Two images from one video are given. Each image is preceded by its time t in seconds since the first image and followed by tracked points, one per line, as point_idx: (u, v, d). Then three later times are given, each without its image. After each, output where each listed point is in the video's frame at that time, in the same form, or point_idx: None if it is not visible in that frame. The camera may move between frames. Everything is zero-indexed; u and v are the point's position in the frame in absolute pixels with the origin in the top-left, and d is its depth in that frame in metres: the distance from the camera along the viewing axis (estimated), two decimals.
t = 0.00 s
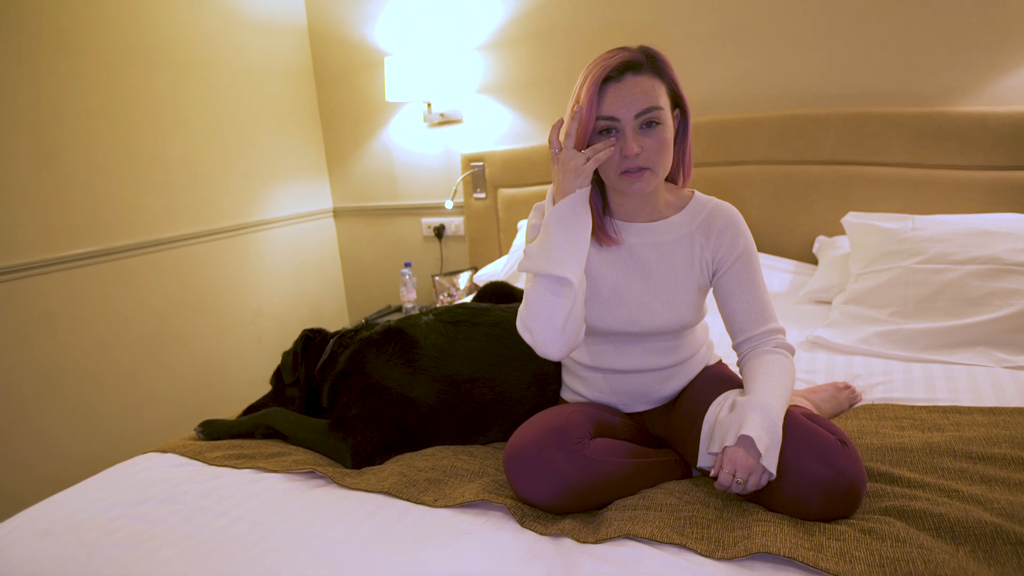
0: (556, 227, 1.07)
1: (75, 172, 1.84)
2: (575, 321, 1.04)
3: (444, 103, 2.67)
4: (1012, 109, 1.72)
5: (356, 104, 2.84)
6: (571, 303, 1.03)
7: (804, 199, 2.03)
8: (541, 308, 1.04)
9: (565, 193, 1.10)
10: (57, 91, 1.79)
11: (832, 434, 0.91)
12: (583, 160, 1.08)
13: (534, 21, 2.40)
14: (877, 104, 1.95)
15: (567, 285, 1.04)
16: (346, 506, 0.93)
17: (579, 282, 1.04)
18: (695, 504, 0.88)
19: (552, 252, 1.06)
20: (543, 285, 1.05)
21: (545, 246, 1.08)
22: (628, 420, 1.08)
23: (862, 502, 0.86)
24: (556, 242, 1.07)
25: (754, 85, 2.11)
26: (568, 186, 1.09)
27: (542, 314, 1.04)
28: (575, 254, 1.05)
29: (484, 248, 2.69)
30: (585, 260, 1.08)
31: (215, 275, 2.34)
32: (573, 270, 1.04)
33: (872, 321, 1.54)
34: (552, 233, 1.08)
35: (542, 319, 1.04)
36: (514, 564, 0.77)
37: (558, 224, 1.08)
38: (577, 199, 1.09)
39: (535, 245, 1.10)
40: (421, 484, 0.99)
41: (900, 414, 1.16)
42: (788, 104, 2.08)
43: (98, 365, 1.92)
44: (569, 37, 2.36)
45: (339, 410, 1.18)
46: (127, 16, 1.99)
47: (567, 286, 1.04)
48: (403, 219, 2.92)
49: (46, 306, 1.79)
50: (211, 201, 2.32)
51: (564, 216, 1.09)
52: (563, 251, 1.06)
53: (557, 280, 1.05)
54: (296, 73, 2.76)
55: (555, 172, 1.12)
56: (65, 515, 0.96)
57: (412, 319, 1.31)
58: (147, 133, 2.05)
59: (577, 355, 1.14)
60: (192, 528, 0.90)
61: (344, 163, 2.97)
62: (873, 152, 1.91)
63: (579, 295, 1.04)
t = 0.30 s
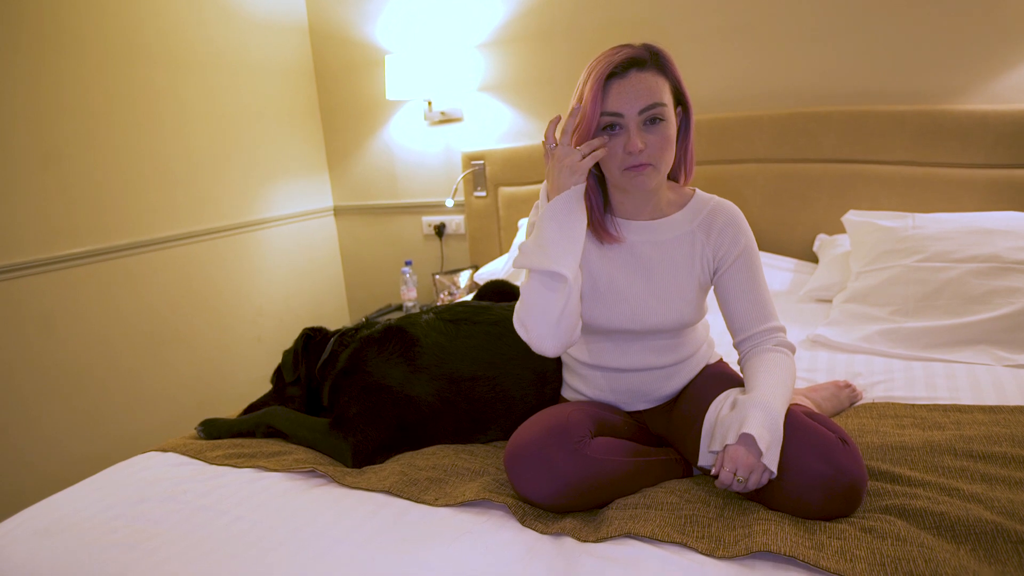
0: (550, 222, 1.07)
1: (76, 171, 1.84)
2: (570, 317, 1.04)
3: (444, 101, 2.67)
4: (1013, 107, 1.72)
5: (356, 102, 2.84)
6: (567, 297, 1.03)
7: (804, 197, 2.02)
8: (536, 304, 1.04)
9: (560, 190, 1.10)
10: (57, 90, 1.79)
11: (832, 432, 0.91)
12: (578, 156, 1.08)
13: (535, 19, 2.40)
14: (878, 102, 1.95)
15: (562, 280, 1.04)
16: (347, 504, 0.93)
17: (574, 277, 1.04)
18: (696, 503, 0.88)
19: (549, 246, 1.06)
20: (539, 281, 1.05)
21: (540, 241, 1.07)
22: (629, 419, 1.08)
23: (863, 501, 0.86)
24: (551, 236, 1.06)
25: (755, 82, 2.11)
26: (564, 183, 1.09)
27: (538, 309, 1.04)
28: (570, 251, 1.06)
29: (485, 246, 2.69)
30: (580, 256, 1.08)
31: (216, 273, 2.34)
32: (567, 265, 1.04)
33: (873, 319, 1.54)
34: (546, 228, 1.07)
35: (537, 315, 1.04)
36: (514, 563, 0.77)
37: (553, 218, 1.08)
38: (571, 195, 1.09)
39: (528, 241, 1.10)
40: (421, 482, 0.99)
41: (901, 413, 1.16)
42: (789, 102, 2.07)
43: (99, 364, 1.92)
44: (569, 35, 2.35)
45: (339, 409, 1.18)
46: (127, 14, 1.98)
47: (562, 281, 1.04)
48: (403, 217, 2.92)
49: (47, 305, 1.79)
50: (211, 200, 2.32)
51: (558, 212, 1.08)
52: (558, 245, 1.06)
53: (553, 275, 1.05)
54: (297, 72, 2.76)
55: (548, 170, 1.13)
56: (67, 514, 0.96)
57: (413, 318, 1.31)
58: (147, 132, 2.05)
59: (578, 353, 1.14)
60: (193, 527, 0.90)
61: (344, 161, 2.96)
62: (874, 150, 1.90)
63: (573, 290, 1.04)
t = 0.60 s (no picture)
0: (537, 215, 1.09)
1: (76, 172, 1.84)
2: (558, 308, 1.05)
3: (444, 101, 2.67)
4: (1013, 106, 1.72)
5: (356, 102, 2.84)
6: (554, 288, 1.05)
7: (805, 197, 2.02)
8: (524, 295, 1.06)
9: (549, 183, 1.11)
10: (56, 89, 1.79)
11: (833, 432, 0.91)
12: (570, 150, 1.10)
13: (535, 19, 2.40)
14: (878, 102, 1.95)
15: (549, 270, 1.05)
16: (348, 504, 0.94)
17: (560, 266, 1.05)
18: (697, 502, 0.88)
19: (537, 238, 1.07)
20: (528, 273, 1.07)
21: (529, 234, 1.09)
22: (630, 418, 1.08)
23: (863, 500, 0.86)
24: (540, 229, 1.08)
25: (756, 82, 2.10)
26: (554, 176, 1.11)
27: (526, 300, 1.05)
28: (559, 244, 1.07)
29: (485, 245, 2.69)
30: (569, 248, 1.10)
31: (216, 273, 2.35)
32: (553, 254, 1.05)
33: (873, 318, 1.54)
34: (534, 221, 1.09)
35: (525, 306, 1.05)
36: (515, 563, 0.77)
37: (543, 212, 1.09)
38: (562, 188, 1.11)
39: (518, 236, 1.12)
40: (422, 482, 0.99)
41: (901, 412, 1.16)
42: (789, 101, 2.07)
43: (100, 364, 1.92)
44: (570, 34, 2.35)
45: (340, 409, 1.18)
46: (127, 15, 1.99)
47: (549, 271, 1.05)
48: (403, 217, 2.92)
49: (48, 304, 1.79)
50: (211, 200, 2.32)
51: (547, 205, 1.10)
52: (546, 237, 1.07)
53: (541, 266, 1.06)
54: (297, 72, 2.76)
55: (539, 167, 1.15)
56: (67, 514, 0.96)
57: (414, 318, 1.32)
58: (146, 133, 2.05)
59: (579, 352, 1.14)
60: (194, 527, 0.91)
61: (345, 161, 2.97)
62: (874, 149, 1.90)
63: (561, 279, 1.05)
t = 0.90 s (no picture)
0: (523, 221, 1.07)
1: (77, 172, 1.84)
2: (556, 307, 1.03)
3: (444, 101, 2.67)
4: (1013, 106, 1.72)
5: (357, 102, 2.84)
6: (546, 290, 1.03)
7: (805, 197, 2.02)
8: (522, 301, 1.05)
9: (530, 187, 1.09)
10: (57, 89, 1.79)
11: (833, 430, 0.91)
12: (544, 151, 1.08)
13: (535, 20, 2.40)
14: (878, 102, 1.95)
15: (541, 272, 1.04)
16: (347, 504, 0.94)
17: (551, 268, 1.03)
18: (696, 502, 0.88)
19: (525, 242, 1.06)
20: (524, 278, 1.06)
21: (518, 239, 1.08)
22: (630, 418, 1.08)
23: (863, 499, 0.86)
24: (527, 233, 1.06)
25: (756, 82, 2.11)
26: (532, 178, 1.08)
27: (524, 305, 1.05)
28: (547, 245, 1.05)
29: (485, 245, 2.69)
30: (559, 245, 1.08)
31: (216, 273, 2.35)
32: (541, 257, 1.03)
33: (873, 318, 1.55)
34: (522, 226, 1.07)
35: (525, 311, 1.05)
36: (514, 563, 0.77)
37: (529, 217, 1.07)
38: (544, 188, 1.08)
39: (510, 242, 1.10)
40: (422, 482, 0.99)
41: (901, 412, 1.16)
42: (789, 101, 2.07)
43: (100, 364, 1.92)
44: (570, 34, 2.35)
45: (340, 408, 1.18)
46: (127, 15, 1.98)
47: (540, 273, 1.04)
48: (403, 217, 2.92)
49: (48, 303, 1.79)
50: (211, 200, 2.32)
51: (535, 208, 1.08)
52: (534, 240, 1.05)
53: (533, 269, 1.05)
54: (297, 72, 2.76)
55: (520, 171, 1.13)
56: (67, 514, 0.96)
57: (414, 317, 1.32)
58: (147, 132, 2.05)
59: (579, 351, 1.14)
60: (194, 526, 0.91)
61: (345, 161, 2.97)
62: (874, 149, 1.90)
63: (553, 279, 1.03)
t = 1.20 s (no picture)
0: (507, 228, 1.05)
1: (77, 174, 1.85)
2: (535, 319, 1.02)
3: (444, 103, 2.66)
4: (1011, 109, 1.73)
5: (356, 105, 2.84)
6: (524, 303, 1.01)
7: (804, 199, 2.03)
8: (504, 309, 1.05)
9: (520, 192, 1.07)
10: (57, 90, 1.79)
11: (832, 431, 0.91)
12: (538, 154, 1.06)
13: (535, 23, 2.41)
14: (876, 104, 1.96)
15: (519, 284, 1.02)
16: (347, 505, 0.94)
17: (528, 281, 1.01)
18: (696, 503, 0.89)
19: (506, 250, 1.04)
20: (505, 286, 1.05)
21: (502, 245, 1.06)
22: (630, 419, 1.08)
23: (863, 500, 0.86)
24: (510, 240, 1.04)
25: (755, 85, 2.11)
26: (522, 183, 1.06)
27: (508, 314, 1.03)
28: (528, 255, 1.03)
29: (485, 247, 2.69)
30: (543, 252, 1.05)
31: (216, 275, 2.35)
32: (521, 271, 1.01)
33: (873, 320, 1.55)
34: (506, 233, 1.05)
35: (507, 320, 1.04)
36: (514, 564, 0.77)
37: (513, 223, 1.05)
38: (531, 194, 1.05)
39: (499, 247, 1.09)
40: (422, 483, 0.99)
41: (900, 414, 1.16)
42: (788, 104, 2.08)
43: (99, 366, 1.92)
44: (570, 37, 2.36)
45: (340, 410, 1.18)
46: (128, 17, 1.99)
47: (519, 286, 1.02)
48: (403, 219, 2.92)
49: (49, 305, 1.79)
50: (211, 201, 2.32)
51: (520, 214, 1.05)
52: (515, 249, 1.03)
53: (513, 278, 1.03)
54: (297, 75, 2.77)
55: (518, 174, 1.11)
56: (67, 515, 0.96)
57: (413, 318, 1.32)
58: (147, 134, 2.05)
59: (579, 351, 1.14)
60: (194, 528, 0.91)
61: (345, 164, 2.97)
62: (873, 152, 1.91)
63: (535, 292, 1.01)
